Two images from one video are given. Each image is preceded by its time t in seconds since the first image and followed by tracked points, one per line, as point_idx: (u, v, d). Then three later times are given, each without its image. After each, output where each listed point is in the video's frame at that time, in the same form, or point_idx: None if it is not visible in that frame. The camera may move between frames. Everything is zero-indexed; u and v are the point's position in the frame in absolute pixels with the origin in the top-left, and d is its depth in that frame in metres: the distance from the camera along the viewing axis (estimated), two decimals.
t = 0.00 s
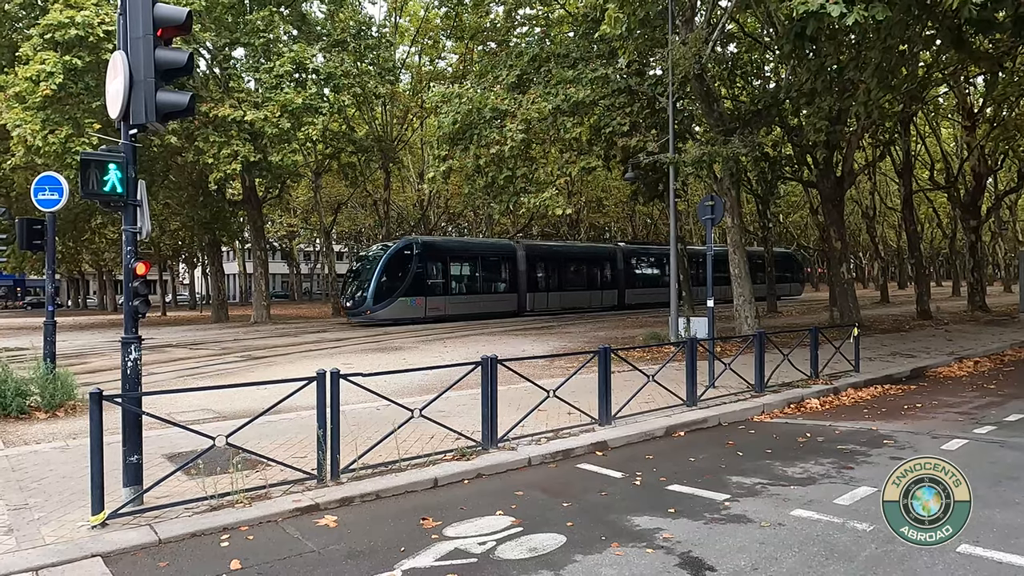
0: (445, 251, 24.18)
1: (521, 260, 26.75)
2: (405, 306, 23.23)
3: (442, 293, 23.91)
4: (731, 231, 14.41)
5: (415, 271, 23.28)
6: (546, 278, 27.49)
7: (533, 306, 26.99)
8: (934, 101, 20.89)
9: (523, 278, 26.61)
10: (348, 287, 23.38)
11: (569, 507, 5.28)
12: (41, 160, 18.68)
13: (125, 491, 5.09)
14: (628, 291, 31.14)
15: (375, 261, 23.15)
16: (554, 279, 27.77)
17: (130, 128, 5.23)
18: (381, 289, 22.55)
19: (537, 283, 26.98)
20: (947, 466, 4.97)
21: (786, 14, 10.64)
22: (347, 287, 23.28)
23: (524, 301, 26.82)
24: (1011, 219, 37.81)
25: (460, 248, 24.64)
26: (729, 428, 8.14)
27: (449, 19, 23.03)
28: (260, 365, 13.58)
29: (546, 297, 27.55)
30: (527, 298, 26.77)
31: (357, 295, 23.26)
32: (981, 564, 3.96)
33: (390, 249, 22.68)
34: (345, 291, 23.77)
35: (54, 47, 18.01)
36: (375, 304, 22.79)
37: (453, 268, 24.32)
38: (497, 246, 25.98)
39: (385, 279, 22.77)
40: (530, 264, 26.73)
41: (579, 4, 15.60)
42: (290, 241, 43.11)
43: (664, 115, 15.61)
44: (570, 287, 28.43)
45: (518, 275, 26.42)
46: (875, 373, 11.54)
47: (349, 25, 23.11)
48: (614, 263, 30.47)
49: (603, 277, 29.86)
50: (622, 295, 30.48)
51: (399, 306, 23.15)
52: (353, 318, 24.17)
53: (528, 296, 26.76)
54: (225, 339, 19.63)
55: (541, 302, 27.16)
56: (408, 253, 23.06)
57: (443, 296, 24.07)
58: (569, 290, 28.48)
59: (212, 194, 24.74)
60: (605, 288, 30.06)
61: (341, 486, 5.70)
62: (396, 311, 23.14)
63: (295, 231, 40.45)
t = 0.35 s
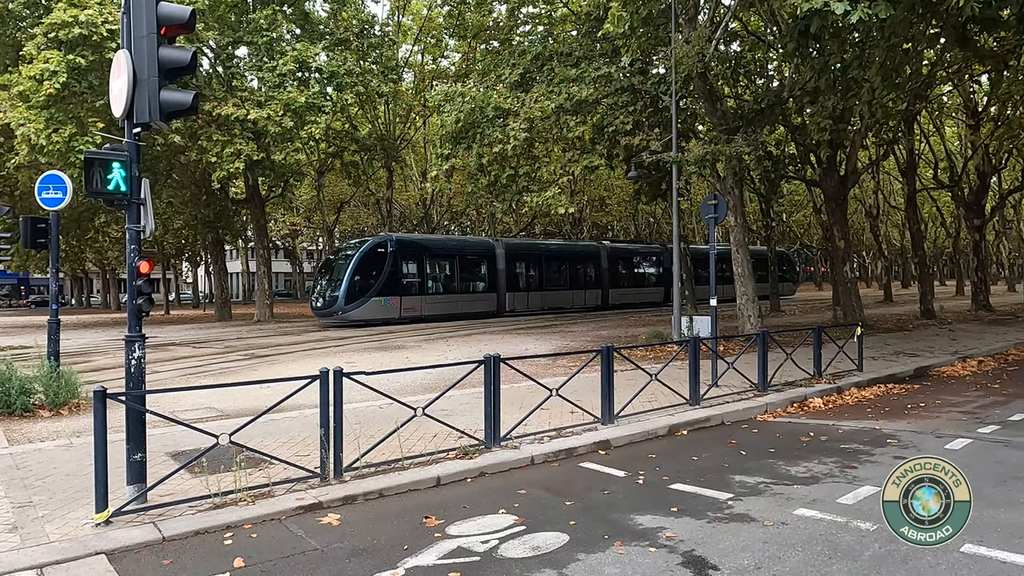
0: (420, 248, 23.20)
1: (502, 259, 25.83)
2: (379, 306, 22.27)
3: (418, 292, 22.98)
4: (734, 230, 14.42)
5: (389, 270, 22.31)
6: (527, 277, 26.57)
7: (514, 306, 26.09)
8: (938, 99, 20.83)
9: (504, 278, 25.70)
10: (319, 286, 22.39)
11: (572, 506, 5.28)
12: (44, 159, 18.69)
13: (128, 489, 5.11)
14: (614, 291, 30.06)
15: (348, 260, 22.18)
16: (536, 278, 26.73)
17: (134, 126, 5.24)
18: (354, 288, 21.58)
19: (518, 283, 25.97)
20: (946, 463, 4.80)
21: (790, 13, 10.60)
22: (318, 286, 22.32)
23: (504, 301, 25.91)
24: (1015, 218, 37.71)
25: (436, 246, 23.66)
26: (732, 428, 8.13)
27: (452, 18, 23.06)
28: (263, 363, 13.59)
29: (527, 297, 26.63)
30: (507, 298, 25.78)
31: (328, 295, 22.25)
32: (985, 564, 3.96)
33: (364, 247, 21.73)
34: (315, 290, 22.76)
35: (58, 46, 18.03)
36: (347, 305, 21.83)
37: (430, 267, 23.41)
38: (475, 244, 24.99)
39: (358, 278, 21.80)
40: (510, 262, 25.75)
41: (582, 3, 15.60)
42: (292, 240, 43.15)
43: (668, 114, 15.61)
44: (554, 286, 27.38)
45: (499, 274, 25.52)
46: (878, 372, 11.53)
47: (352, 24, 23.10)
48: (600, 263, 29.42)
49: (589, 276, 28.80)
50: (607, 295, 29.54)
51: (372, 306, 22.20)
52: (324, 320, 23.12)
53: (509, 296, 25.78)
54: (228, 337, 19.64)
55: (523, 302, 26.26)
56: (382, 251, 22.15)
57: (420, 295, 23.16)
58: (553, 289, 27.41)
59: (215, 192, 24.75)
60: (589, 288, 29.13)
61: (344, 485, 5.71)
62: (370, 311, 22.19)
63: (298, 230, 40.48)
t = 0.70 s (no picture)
0: (395, 246, 22.43)
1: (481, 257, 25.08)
2: (350, 305, 21.47)
3: (392, 292, 22.22)
4: (737, 228, 14.40)
5: (363, 269, 21.54)
6: (507, 276, 25.82)
7: (492, 306, 25.35)
8: (943, 98, 20.74)
9: (482, 277, 24.95)
10: (287, 285, 21.53)
11: (576, 504, 5.29)
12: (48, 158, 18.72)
13: (134, 487, 5.13)
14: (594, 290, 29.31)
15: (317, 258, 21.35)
16: (515, 277, 26.00)
17: (139, 125, 5.26)
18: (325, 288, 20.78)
19: (497, 282, 25.30)
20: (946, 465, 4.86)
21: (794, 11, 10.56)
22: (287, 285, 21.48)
23: (483, 301, 25.18)
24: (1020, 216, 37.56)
25: (411, 243, 22.89)
26: (736, 426, 8.12)
27: (455, 16, 23.09)
28: (267, 362, 13.60)
29: (506, 297, 25.87)
30: (485, 297, 25.12)
31: (297, 295, 21.40)
32: (992, 564, 3.94)
33: (335, 244, 20.91)
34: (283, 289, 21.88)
35: (62, 45, 18.08)
36: (317, 304, 20.99)
37: (405, 265, 22.65)
38: (452, 242, 24.22)
39: (329, 277, 20.99)
40: (488, 261, 25.06)
41: (586, 1, 15.61)
42: (296, 239, 43.15)
43: (671, 112, 15.57)
44: (533, 286, 26.65)
45: (477, 273, 24.78)
46: (882, 371, 11.51)
47: (355, 22, 23.02)
48: (582, 261, 28.70)
49: (571, 275, 28.09)
50: (589, 294, 28.80)
51: (343, 306, 21.39)
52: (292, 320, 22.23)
53: (487, 296, 25.11)
54: (231, 336, 19.64)
55: (501, 301, 25.53)
56: (354, 249, 21.37)
57: (394, 295, 22.38)
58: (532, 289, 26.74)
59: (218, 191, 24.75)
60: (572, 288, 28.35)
61: (348, 483, 5.72)
62: (341, 311, 21.36)
63: (301, 229, 40.49)
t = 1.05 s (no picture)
0: (368, 244, 21.42)
1: (459, 256, 24.10)
2: (321, 306, 20.39)
3: (365, 292, 21.19)
4: (741, 227, 14.38)
5: (333, 267, 20.50)
6: (486, 275, 24.86)
7: (470, 307, 24.41)
8: (947, 96, 20.67)
9: (460, 276, 23.98)
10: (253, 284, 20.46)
11: (580, 503, 5.28)
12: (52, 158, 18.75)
13: (139, 486, 5.14)
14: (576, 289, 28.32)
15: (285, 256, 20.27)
16: (495, 277, 25.13)
17: (143, 124, 5.26)
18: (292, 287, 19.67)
19: (475, 282, 24.34)
20: (947, 463, 4.77)
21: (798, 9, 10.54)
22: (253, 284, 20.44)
23: (459, 301, 24.23)
24: None
25: (385, 241, 21.86)
26: (740, 426, 8.11)
27: (458, 15, 23.14)
28: (271, 361, 13.62)
29: (485, 297, 24.92)
30: (463, 297, 24.17)
31: (263, 295, 20.29)
32: (998, 563, 3.94)
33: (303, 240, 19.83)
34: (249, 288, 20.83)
35: (66, 44, 18.11)
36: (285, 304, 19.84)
37: (379, 264, 21.64)
38: (427, 240, 23.22)
39: (297, 276, 19.90)
40: (466, 259, 24.09)
41: None
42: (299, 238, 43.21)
43: (675, 111, 15.53)
44: (511, 285, 25.74)
45: (455, 273, 23.81)
46: (887, 370, 11.48)
47: (358, 21, 23.01)
48: (563, 260, 27.74)
49: (551, 274, 27.15)
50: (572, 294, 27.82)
51: (312, 307, 20.28)
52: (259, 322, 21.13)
53: (465, 296, 24.17)
54: (234, 334, 19.67)
55: (480, 302, 24.57)
56: (324, 246, 20.32)
57: (367, 295, 21.36)
58: (510, 288, 25.82)
59: (222, 189, 24.75)
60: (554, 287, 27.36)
61: (353, 481, 5.72)
62: (310, 312, 20.28)
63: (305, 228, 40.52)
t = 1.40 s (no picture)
0: (338, 243, 20.78)
1: (434, 255, 23.50)
2: (289, 307, 19.73)
3: (335, 292, 20.57)
4: (744, 226, 14.36)
5: (301, 266, 19.82)
6: (462, 275, 24.28)
7: (446, 307, 23.87)
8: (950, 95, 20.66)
9: (435, 276, 23.40)
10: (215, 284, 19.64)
11: (582, 503, 5.28)
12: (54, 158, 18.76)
13: (142, 484, 5.15)
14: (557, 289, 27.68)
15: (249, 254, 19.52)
16: (472, 276, 24.57)
17: (146, 124, 5.27)
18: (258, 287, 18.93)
19: (451, 282, 23.77)
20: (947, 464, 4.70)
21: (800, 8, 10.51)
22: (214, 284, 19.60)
23: (434, 302, 23.67)
24: None
25: (356, 240, 21.23)
26: (742, 425, 8.10)
27: (461, 15, 23.18)
28: (273, 360, 13.64)
29: (461, 297, 24.35)
30: (438, 298, 23.60)
31: (227, 296, 19.47)
32: (1001, 563, 3.92)
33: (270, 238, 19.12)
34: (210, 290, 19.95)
35: (69, 44, 18.15)
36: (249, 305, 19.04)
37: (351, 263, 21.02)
38: (400, 238, 22.59)
39: (263, 275, 19.14)
40: (441, 258, 23.54)
41: None
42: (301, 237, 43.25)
43: (677, 110, 15.53)
44: (489, 285, 25.15)
45: (430, 273, 23.21)
46: (889, 369, 11.46)
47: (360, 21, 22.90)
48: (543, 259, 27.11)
49: (531, 274, 26.57)
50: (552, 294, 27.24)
51: (278, 307, 19.54)
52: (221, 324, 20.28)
53: (440, 296, 23.61)
54: (236, 333, 19.68)
55: (455, 303, 24.02)
56: (291, 245, 19.63)
57: (337, 296, 20.73)
58: (487, 288, 25.21)
59: (225, 189, 24.73)
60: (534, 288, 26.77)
61: (354, 481, 5.73)
62: (277, 313, 19.57)
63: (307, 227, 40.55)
